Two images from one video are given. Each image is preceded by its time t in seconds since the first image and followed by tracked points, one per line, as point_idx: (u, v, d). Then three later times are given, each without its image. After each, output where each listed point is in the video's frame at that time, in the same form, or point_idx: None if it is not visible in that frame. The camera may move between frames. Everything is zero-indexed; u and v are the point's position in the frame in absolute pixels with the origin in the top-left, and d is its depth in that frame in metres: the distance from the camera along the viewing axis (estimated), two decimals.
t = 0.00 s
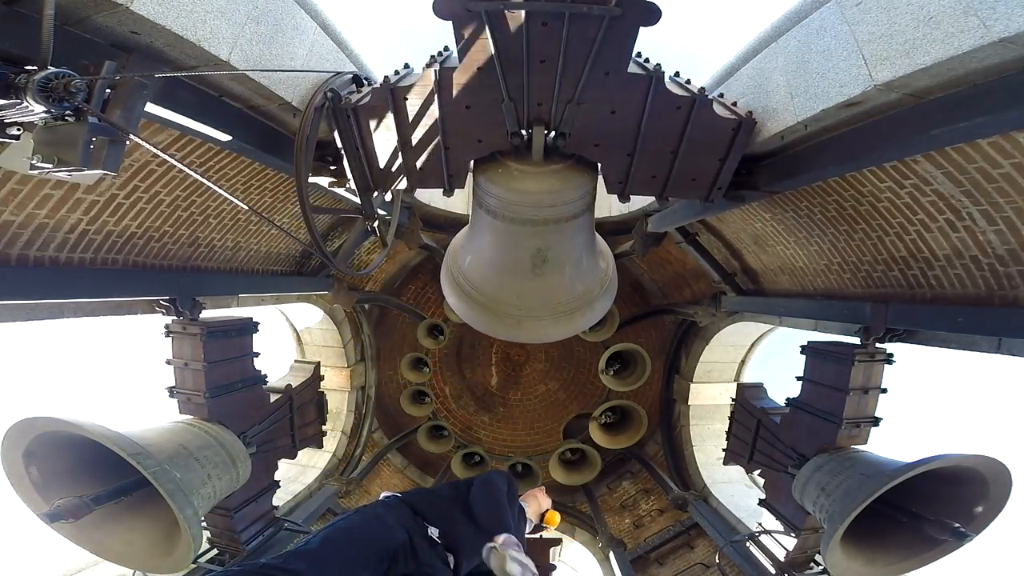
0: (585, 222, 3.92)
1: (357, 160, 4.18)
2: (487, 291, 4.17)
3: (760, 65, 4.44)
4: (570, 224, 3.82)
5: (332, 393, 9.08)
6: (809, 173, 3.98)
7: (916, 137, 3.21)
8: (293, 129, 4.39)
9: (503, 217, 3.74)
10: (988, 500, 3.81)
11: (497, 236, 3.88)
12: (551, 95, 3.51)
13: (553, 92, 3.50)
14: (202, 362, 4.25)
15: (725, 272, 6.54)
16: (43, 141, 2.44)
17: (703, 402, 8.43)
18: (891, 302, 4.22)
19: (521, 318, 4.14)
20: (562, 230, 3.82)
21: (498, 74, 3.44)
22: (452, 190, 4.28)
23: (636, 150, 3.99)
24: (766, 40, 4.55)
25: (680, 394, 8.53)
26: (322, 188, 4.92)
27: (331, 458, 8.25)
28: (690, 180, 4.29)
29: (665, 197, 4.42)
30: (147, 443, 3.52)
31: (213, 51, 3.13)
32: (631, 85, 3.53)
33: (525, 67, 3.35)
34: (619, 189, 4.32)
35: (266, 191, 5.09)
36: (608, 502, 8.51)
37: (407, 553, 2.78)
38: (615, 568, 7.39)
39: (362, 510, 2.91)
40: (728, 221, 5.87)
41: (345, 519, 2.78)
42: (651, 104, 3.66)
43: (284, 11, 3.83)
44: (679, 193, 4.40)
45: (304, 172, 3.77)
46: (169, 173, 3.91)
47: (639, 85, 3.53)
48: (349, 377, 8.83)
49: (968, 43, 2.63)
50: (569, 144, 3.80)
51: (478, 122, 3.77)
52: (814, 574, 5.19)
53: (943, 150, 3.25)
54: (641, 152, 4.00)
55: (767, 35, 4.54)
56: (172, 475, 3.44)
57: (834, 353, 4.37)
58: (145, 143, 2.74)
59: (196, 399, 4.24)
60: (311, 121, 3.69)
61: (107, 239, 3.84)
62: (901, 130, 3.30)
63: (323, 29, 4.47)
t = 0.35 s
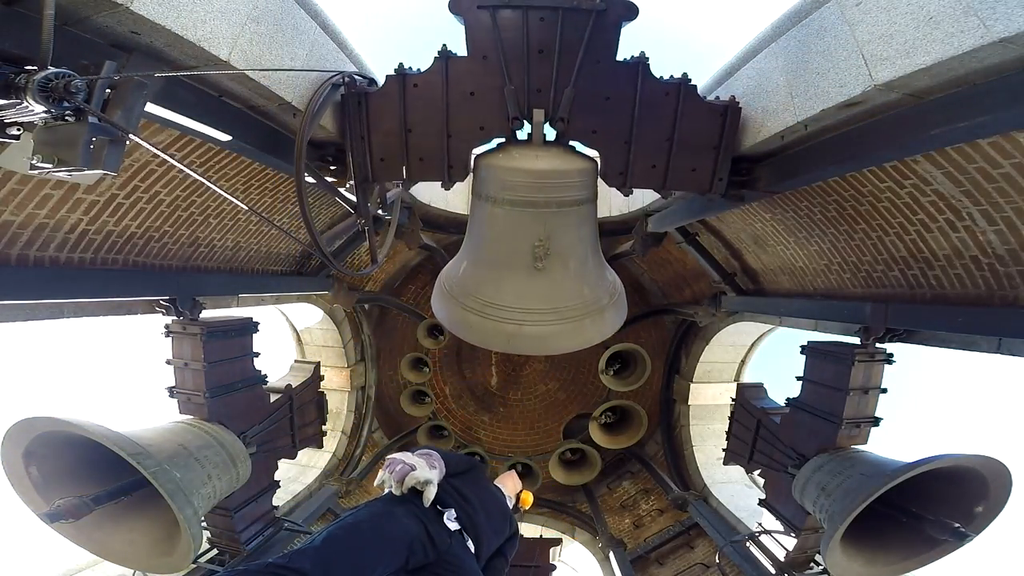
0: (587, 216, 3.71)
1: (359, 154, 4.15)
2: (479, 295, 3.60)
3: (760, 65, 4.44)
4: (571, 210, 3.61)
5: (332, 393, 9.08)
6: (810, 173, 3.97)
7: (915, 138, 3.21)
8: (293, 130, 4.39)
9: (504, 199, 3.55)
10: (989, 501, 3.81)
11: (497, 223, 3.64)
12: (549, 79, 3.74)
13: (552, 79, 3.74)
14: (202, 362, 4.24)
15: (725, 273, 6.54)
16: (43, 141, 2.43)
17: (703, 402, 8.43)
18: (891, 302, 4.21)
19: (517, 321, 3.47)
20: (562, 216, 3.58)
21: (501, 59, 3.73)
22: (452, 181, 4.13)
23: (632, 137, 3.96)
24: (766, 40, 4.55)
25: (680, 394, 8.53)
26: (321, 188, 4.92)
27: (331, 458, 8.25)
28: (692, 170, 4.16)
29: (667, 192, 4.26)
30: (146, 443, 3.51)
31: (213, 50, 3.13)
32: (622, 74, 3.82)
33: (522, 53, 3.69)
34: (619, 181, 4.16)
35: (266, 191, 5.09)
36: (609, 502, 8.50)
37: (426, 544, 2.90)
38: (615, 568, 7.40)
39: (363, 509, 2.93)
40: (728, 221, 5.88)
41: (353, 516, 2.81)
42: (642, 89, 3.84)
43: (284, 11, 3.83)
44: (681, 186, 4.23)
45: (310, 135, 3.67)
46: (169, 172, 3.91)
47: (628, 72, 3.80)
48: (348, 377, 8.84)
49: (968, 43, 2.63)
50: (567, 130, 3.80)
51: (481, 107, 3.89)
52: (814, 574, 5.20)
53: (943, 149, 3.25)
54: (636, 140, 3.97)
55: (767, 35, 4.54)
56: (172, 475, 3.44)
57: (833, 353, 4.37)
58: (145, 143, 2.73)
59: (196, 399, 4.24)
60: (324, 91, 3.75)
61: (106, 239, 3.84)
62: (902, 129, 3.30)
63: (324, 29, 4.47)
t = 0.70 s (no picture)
0: (590, 198, 3.62)
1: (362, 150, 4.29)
2: (481, 272, 3.24)
3: (760, 65, 4.44)
4: (573, 186, 3.56)
5: (332, 393, 9.09)
6: (810, 173, 3.97)
7: (915, 138, 3.21)
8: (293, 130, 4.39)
9: (505, 173, 3.54)
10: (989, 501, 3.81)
11: (496, 200, 3.53)
12: (547, 82, 4.18)
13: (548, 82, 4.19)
14: (202, 362, 4.24)
15: (725, 273, 6.54)
16: (43, 141, 2.43)
17: (703, 402, 8.43)
18: (891, 302, 4.20)
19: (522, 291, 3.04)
20: (565, 192, 3.51)
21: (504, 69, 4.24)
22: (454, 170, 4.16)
23: (626, 127, 4.23)
24: (766, 40, 4.55)
25: (680, 394, 8.52)
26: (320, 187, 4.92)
27: (331, 458, 8.26)
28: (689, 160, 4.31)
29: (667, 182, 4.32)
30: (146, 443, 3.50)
31: (212, 51, 3.13)
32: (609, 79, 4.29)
33: (521, 61, 4.27)
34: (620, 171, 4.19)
35: (265, 191, 5.08)
36: (609, 502, 8.50)
37: (424, 536, 2.93)
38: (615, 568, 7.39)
39: (354, 508, 2.96)
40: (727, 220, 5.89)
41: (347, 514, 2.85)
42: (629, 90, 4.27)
43: (283, 11, 3.82)
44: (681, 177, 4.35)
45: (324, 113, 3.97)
46: (169, 172, 3.91)
47: (615, 77, 4.29)
48: (348, 377, 8.84)
49: (968, 43, 2.63)
50: (564, 121, 4.09)
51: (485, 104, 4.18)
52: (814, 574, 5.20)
53: (943, 149, 3.25)
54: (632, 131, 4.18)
55: (766, 35, 4.54)
56: (172, 476, 3.44)
57: (833, 353, 4.37)
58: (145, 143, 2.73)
59: (196, 399, 4.24)
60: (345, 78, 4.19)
61: (106, 239, 3.84)
62: (901, 129, 3.29)
63: (323, 29, 4.46)
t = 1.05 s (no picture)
0: (588, 156, 3.48)
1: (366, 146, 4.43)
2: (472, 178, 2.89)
3: (760, 65, 4.44)
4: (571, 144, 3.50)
5: (332, 393, 9.10)
6: (809, 173, 3.96)
7: (914, 139, 3.21)
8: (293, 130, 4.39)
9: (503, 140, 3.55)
10: (988, 500, 3.81)
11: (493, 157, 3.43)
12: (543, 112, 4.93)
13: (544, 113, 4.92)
14: (202, 362, 4.25)
15: (725, 272, 6.54)
16: (43, 142, 2.43)
17: (703, 402, 8.43)
18: (891, 302, 4.20)
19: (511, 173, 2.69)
20: (560, 138, 3.41)
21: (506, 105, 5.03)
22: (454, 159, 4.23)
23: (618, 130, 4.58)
24: (766, 41, 4.56)
25: (679, 394, 8.52)
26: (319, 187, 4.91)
27: (331, 458, 8.26)
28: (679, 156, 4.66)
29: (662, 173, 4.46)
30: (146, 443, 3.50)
31: (213, 50, 3.13)
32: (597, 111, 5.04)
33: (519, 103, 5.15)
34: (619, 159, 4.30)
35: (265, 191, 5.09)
36: (608, 502, 8.49)
37: (418, 527, 2.94)
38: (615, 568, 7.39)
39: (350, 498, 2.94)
40: (728, 221, 5.90)
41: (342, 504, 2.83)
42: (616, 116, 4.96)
43: (284, 10, 3.82)
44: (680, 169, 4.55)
45: (334, 103, 4.34)
46: (169, 172, 3.91)
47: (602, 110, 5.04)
48: (348, 377, 8.85)
49: (968, 43, 2.63)
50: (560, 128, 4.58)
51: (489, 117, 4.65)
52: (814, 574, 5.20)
53: (943, 149, 3.25)
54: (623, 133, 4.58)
55: (766, 35, 4.55)
56: (172, 476, 3.44)
57: (834, 354, 4.37)
58: (145, 143, 2.73)
59: (196, 399, 4.24)
60: (363, 89, 4.79)
61: (107, 239, 3.84)
62: (900, 130, 3.30)
63: (323, 29, 4.46)
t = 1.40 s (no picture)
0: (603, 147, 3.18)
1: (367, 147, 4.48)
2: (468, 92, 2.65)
3: (760, 65, 4.44)
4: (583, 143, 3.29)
5: (332, 393, 9.11)
6: (809, 173, 3.96)
7: (914, 139, 3.21)
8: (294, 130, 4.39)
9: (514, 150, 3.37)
10: (988, 500, 3.82)
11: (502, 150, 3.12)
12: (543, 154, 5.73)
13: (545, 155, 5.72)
14: (202, 362, 4.25)
15: (725, 272, 6.54)
16: (43, 142, 2.43)
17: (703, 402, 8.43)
18: (891, 302, 4.20)
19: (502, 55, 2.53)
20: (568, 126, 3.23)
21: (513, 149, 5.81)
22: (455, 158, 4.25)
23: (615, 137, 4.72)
24: (766, 41, 4.55)
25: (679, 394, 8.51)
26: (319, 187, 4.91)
27: (331, 458, 8.27)
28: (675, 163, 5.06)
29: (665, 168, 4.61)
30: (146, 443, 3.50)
31: (212, 50, 3.13)
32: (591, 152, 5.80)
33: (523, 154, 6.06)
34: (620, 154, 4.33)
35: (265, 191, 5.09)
36: (608, 501, 8.49)
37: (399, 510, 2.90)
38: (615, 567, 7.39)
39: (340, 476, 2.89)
40: (728, 220, 5.92)
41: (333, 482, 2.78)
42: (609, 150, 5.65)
43: (284, 10, 3.82)
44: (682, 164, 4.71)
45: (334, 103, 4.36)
46: (169, 172, 3.92)
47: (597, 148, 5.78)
48: (348, 377, 8.85)
49: (968, 43, 2.63)
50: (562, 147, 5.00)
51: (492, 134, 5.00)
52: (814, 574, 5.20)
53: (944, 150, 3.25)
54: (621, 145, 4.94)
55: (766, 34, 4.54)
56: (172, 475, 3.44)
57: (834, 354, 4.37)
58: (145, 143, 2.74)
59: (196, 399, 4.24)
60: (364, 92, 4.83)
61: (106, 239, 3.84)
62: (900, 130, 3.30)
63: (323, 29, 4.46)
